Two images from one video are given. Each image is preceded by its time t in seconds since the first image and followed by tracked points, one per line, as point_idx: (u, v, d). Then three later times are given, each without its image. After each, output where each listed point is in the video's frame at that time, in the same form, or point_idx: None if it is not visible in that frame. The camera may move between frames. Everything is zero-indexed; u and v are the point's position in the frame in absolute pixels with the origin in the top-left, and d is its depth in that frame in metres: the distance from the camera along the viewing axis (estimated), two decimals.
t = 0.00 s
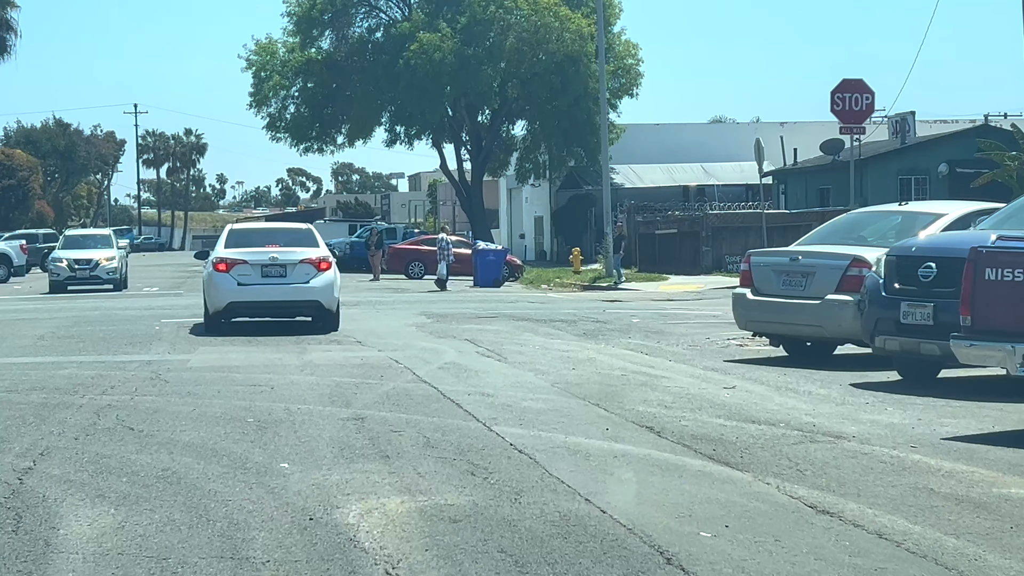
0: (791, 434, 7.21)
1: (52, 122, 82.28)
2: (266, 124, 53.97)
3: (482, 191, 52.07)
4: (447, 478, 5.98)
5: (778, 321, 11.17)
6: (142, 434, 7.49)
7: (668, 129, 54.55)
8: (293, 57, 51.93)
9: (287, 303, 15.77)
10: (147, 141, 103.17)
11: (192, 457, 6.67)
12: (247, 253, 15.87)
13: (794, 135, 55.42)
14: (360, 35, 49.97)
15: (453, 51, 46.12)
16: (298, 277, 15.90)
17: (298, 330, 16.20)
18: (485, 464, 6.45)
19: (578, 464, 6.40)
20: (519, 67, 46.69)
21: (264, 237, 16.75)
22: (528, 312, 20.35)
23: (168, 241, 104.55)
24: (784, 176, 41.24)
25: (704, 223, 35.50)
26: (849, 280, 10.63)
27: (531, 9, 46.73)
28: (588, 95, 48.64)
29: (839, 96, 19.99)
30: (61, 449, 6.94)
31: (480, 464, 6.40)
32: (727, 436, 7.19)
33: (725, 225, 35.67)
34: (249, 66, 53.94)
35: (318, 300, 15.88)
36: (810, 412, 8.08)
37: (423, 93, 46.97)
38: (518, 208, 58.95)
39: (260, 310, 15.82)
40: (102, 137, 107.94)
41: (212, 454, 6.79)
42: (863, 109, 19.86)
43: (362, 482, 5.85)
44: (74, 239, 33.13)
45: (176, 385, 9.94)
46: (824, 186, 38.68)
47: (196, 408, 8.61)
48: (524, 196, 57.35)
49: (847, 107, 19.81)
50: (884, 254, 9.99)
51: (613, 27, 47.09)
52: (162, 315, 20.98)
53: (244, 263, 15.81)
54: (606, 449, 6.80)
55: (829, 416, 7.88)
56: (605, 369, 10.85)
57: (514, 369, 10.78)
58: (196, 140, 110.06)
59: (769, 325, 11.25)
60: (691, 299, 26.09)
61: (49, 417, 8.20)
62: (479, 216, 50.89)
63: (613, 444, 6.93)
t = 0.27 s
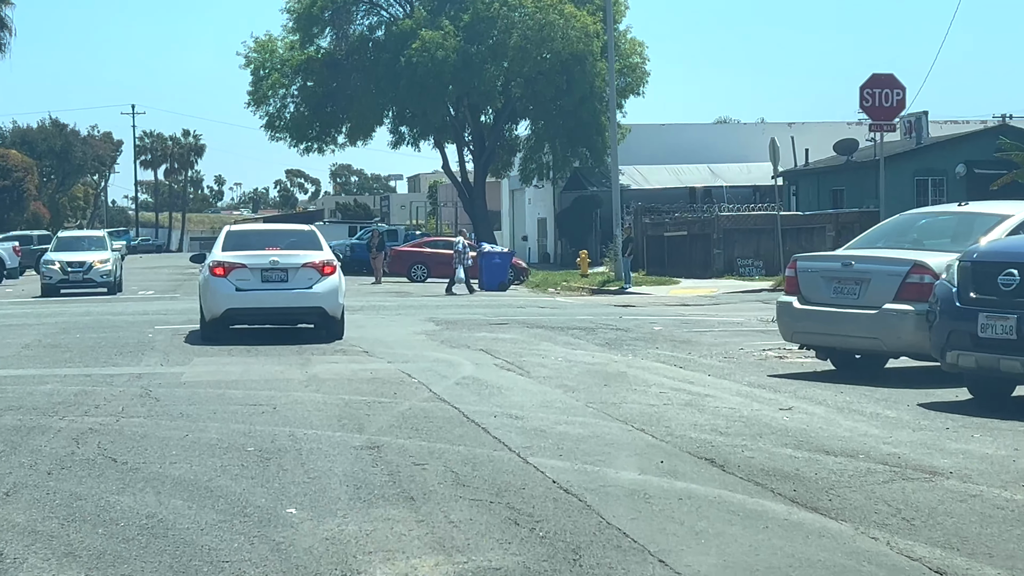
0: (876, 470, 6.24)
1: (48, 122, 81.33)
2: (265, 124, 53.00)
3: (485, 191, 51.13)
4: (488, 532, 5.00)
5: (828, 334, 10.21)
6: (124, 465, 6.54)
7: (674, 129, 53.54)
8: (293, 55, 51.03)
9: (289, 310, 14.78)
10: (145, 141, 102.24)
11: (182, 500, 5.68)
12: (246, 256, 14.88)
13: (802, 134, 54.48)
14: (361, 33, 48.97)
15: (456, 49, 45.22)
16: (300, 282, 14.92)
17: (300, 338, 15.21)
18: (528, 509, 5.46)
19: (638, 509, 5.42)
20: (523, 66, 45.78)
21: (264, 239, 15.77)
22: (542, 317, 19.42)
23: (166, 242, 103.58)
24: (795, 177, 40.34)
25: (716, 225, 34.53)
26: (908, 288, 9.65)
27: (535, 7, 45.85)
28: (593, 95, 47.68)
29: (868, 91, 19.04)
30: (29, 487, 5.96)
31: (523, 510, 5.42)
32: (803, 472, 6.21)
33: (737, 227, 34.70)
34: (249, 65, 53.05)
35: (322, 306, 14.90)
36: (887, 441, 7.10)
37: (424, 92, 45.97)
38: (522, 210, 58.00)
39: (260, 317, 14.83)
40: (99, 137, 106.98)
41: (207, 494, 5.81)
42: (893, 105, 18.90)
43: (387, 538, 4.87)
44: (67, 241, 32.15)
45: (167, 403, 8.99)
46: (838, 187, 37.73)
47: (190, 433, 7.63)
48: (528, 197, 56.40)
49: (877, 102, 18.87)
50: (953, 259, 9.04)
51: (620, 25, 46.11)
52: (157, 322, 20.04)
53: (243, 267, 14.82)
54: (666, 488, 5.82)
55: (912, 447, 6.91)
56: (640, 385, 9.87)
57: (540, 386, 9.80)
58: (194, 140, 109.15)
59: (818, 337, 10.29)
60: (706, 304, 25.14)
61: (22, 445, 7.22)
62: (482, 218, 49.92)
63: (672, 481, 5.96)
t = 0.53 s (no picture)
0: (981, 514, 5.31)
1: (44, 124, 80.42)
2: (263, 124, 52.04)
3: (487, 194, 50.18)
4: None
5: (883, 348, 9.26)
6: (98, 506, 5.60)
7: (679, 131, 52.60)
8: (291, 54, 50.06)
9: (288, 317, 13.86)
10: (142, 144, 101.31)
11: (164, 554, 4.74)
12: (243, 260, 13.94)
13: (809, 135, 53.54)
14: (361, 32, 48.00)
15: (457, 48, 44.25)
16: (301, 288, 13.99)
17: (300, 347, 14.29)
18: (583, 571, 4.52)
19: (714, 569, 4.49)
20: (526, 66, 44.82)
21: (262, 242, 14.83)
22: (554, 325, 18.49)
23: (163, 245, 102.70)
24: (806, 180, 39.47)
25: (726, 228, 33.61)
26: (975, 296, 8.69)
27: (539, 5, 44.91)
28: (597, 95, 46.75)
29: (897, 87, 18.10)
30: None
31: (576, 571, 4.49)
32: (895, 517, 5.29)
33: (747, 230, 33.77)
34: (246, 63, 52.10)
35: (324, 314, 13.97)
36: (980, 475, 6.17)
37: (425, 91, 45.00)
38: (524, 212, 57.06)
39: (258, 326, 13.90)
40: (96, 139, 106.04)
41: (195, 546, 4.87)
42: (924, 101, 17.97)
43: None
44: (59, 244, 31.22)
45: (154, 424, 8.06)
46: (850, 190, 36.83)
47: (178, 463, 6.71)
48: (530, 199, 55.47)
49: (907, 98, 17.94)
50: None
51: (625, 24, 45.17)
52: (150, 329, 19.12)
53: (239, 272, 13.88)
54: (741, 540, 4.89)
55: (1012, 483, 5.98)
56: (678, 403, 8.93)
57: (567, 404, 8.87)
58: (191, 143, 108.20)
59: (871, 351, 9.35)
60: (721, 310, 24.22)
61: None
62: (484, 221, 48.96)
63: (744, 531, 5.03)
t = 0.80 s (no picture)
0: None
1: (40, 125, 79.54)
2: (262, 125, 51.10)
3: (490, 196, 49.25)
4: None
5: (948, 361, 8.39)
6: (71, 559, 4.71)
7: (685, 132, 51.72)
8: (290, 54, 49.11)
9: (290, 326, 12.98)
10: (139, 146, 100.32)
11: None
12: (242, 264, 13.05)
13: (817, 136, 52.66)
14: (361, 31, 47.06)
15: (459, 47, 43.28)
16: (304, 294, 13.11)
17: (302, 357, 13.41)
18: None
19: None
20: (529, 66, 43.87)
21: (262, 245, 13.94)
22: (568, 332, 17.63)
23: (161, 248, 101.80)
24: (817, 181, 38.64)
25: (737, 231, 32.74)
26: None
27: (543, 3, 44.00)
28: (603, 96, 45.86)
29: (930, 82, 17.24)
30: None
31: None
32: None
33: (759, 232, 32.91)
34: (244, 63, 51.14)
35: (329, 321, 13.10)
36: None
37: (427, 91, 44.06)
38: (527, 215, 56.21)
39: (258, 334, 13.02)
40: (92, 141, 105.02)
41: None
42: (958, 97, 17.14)
43: None
44: (52, 247, 30.31)
45: (143, 450, 7.18)
46: (864, 191, 36.01)
47: (170, 499, 5.82)
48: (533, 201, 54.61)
49: (941, 95, 17.05)
50: None
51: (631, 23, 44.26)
52: (144, 336, 18.24)
53: (238, 277, 12.99)
54: None
55: None
56: (725, 424, 8.06)
57: (603, 425, 8.01)
58: (189, 145, 107.17)
59: (934, 365, 8.47)
60: (738, 316, 23.36)
61: None
62: (487, 224, 48.03)
63: None
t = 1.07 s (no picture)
0: None
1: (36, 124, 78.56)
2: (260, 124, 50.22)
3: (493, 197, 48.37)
4: None
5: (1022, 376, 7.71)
6: None
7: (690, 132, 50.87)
8: (289, 52, 48.18)
9: (291, 333, 12.16)
10: (136, 146, 99.32)
11: None
12: (240, 266, 12.22)
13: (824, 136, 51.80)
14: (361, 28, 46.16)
15: (462, 45, 42.35)
16: (305, 299, 12.28)
17: (303, 366, 12.59)
18: None
19: None
20: (533, 63, 42.96)
21: (261, 247, 13.12)
22: (582, 337, 16.80)
23: (158, 249, 100.93)
24: (828, 181, 37.85)
25: (747, 233, 31.90)
26: None
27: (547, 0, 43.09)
28: (608, 94, 45.02)
29: (963, 76, 16.39)
30: None
31: None
32: None
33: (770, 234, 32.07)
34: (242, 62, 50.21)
35: (332, 328, 12.27)
36: None
37: (428, 90, 43.18)
38: (529, 216, 55.43)
39: (256, 342, 12.19)
40: (89, 141, 103.98)
41: None
42: (993, 92, 16.29)
43: None
44: (44, 248, 29.44)
45: (130, 478, 6.35)
46: (878, 192, 35.22)
47: (155, 544, 4.98)
48: (536, 202, 53.79)
49: (975, 90, 16.21)
50: None
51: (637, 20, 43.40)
52: (137, 342, 17.39)
53: (235, 280, 12.16)
54: None
55: None
56: (778, 446, 7.24)
57: (642, 447, 7.18)
58: (186, 146, 106.14)
59: (1006, 380, 7.78)
60: (754, 321, 22.54)
61: None
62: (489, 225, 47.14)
63: None
